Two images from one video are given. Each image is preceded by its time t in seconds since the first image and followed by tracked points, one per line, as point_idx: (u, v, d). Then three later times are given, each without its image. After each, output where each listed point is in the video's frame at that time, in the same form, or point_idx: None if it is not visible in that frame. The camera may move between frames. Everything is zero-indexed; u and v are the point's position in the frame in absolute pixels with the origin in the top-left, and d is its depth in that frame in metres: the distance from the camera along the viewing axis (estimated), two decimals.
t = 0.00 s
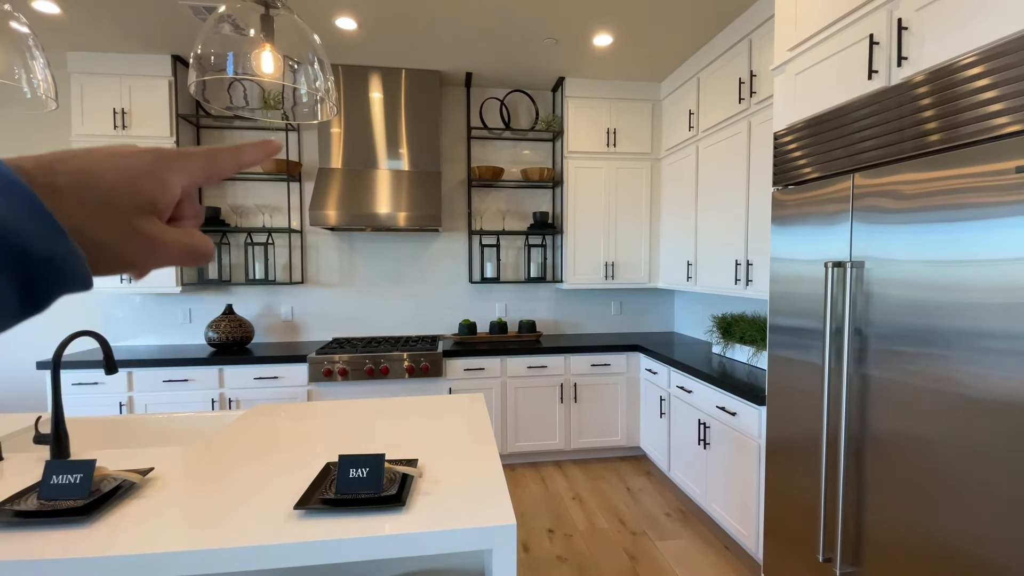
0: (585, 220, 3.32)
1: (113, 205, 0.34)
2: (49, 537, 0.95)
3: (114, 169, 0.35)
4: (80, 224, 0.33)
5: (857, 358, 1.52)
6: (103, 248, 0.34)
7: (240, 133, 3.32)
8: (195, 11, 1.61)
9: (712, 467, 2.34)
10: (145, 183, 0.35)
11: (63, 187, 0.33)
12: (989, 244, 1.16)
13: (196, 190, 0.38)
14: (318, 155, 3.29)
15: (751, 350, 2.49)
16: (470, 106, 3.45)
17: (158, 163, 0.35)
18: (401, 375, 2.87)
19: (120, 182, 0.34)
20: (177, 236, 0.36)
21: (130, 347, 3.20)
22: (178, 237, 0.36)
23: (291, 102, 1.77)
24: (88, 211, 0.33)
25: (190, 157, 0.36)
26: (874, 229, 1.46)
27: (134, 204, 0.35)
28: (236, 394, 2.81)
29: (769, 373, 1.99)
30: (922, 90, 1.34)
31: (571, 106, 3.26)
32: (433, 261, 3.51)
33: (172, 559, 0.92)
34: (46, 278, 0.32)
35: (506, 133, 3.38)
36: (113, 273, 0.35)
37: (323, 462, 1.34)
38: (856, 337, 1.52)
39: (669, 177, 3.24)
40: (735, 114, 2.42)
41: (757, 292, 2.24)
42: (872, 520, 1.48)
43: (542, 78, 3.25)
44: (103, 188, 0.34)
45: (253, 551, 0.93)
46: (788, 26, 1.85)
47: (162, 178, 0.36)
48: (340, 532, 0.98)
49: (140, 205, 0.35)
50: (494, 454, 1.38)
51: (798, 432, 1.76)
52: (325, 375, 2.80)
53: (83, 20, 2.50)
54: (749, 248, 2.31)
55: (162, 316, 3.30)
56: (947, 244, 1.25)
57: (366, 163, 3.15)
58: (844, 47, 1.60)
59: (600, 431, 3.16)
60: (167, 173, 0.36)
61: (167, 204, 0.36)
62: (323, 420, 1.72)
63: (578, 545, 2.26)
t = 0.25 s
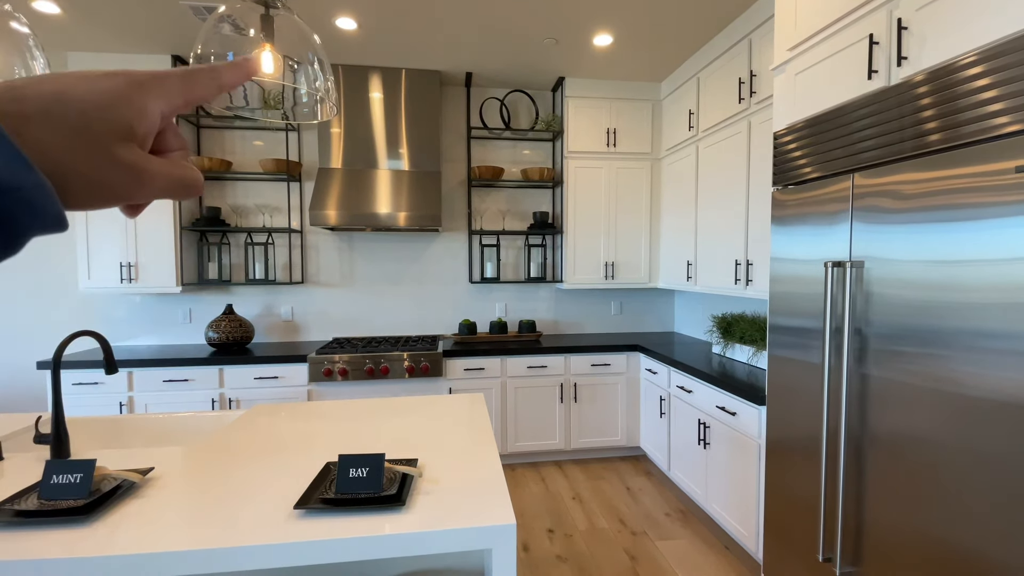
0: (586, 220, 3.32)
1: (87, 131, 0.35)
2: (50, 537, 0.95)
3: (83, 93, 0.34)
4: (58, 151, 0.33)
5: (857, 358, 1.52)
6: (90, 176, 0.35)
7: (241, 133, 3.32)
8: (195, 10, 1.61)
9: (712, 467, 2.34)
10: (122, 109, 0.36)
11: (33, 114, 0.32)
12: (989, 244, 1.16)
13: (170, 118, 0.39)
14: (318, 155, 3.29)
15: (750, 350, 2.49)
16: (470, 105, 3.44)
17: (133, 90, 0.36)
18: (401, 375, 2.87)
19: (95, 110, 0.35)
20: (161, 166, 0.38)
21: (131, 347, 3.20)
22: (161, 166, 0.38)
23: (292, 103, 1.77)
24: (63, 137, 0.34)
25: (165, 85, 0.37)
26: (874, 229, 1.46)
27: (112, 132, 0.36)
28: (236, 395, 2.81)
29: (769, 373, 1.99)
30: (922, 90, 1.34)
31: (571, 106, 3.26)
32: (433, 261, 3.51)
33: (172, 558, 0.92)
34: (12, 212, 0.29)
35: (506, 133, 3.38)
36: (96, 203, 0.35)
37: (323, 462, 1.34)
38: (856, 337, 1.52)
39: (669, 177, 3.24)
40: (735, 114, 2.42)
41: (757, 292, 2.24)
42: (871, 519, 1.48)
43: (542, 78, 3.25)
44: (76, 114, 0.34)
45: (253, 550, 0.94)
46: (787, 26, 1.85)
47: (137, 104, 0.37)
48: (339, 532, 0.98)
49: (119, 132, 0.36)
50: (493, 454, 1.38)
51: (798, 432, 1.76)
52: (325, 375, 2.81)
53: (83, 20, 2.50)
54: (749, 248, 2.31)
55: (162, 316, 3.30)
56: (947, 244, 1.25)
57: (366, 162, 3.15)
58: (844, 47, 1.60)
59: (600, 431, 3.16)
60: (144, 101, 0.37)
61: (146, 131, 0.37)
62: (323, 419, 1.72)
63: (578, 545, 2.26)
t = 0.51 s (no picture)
0: (585, 220, 3.32)
1: (89, 158, 0.33)
2: (50, 537, 0.95)
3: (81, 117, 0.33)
4: (56, 179, 0.32)
5: (855, 358, 1.53)
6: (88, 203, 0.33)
7: (240, 133, 3.32)
8: (194, 11, 1.61)
9: (711, 466, 2.34)
10: (119, 134, 0.34)
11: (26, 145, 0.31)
12: (988, 244, 1.17)
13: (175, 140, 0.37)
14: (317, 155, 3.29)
15: (749, 350, 2.49)
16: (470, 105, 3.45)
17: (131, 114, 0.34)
18: (400, 375, 2.87)
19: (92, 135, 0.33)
20: (162, 191, 0.36)
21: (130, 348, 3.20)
22: (163, 191, 0.36)
23: (290, 102, 1.77)
24: (68, 168, 0.32)
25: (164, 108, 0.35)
26: (873, 229, 1.46)
27: (111, 158, 0.34)
28: (235, 395, 2.81)
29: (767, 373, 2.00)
30: (921, 90, 1.34)
31: (570, 106, 3.26)
32: (432, 261, 3.51)
33: (172, 558, 0.92)
34: (10, 244, 0.30)
35: (505, 133, 3.38)
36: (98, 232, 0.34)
37: (322, 462, 1.34)
38: (854, 337, 1.53)
39: (668, 177, 3.24)
40: (734, 114, 2.43)
41: (756, 292, 2.25)
42: (870, 519, 1.48)
43: (541, 79, 3.25)
44: (75, 140, 0.32)
45: (253, 550, 0.94)
46: (785, 27, 1.86)
47: (137, 128, 0.34)
48: (339, 532, 0.99)
49: (117, 158, 0.34)
50: (493, 454, 1.38)
51: (796, 432, 1.76)
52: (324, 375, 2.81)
53: (82, 20, 2.50)
54: (747, 248, 2.32)
55: (161, 316, 3.30)
56: (946, 244, 1.26)
57: (365, 162, 3.15)
58: (842, 47, 1.60)
59: (599, 431, 3.16)
60: (141, 125, 0.34)
61: (146, 155, 0.35)
62: (322, 420, 1.72)
63: (577, 545, 2.27)
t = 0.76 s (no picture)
0: (582, 220, 3.33)
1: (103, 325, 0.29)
2: (49, 538, 0.95)
3: (101, 280, 0.30)
4: (69, 347, 0.28)
5: (851, 358, 1.53)
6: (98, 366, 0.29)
7: (237, 133, 3.31)
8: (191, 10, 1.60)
9: (708, 466, 2.35)
10: (138, 293, 0.30)
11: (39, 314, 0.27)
12: (984, 245, 1.17)
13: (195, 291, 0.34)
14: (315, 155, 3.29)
15: (746, 350, 2.50)
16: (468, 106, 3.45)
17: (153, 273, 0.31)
18: (398, 375, 2.87)
19: (111, 296, 0.30)
20: (176, 343, 0.32)
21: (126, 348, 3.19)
22: (179, 345, 0.32)
23: (288, 103, 1.78)
24: (84, 334, 0.29)
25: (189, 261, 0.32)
26: (869, 229, 1.47)
27: (128, 318, 0.30)
28: (233, 395, 2.80)
29: (764, 372, 2.00)
30: (917, 91, 1.35)
31: (568, 106, 3.26)
32: (430, 261, 3.51)
33: (172, 559, 0.92)
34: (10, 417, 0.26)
35: (503, 133, 3.39)
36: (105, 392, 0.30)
37: (321, 462, 1.35)
38: (850, 336, 1.54)
39: (666, 178, 3.25)
40: (731, 115, 2.44)
41: (753, 292, 2.26)
42: (867, 518, 1.49)
43: (539, 79, 3.26)
44: (97, 306, 0.29)
45: (253, 550, 0.94)
46: (782, 28, 1.86)
47: (156, 286, 0.31)
48: (338, 532, 0.99)
49: (135, 317, 0.30)
50: (491, 454, 1.38)
51: (793, 431, 1.77)
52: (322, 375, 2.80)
53: (79, 19, 2.49)
54: (744, 248, 2.33)
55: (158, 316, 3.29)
56: (942, 244, 1.27)
57: (364, 162, 3.15)
58: (838, 49, 1.61)
59: (597, 431, 3.16)
60: (164, 283, 0.31)
61: (165, 313, 0.31)
62: (320, 420, 1.72)
63: (575, 545, 2.27)
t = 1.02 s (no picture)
0: (578, 220, 3.33)
1: None
2: (41, 539, 0.94)
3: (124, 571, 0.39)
4: None
5: (845, 357, 1.54)
6: None
7: (231, 132, 3.30)
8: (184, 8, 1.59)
9: (703, 465, 2.35)
10: None
11: None
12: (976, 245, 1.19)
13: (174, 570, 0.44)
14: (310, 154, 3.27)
15: (741, 349, 2.51)
16: (464, 105, 3.44)
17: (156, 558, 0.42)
18: (394, 375, 2.86)
19: None
20: None
21: (120, 348, 3.17)
22: None
23: (282, 102, 1.78)
24: None
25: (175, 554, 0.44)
26: (862, 229, 1.48)
27: None
28: (227, 396, 2.79)
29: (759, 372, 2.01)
30: (909, 92, 1.36)
31: (564, 106, 3.27)
32: (426, 261, 3.50)
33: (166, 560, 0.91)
34: None
35: (499, 133, 3.38)
36: None
37: (315, 462, 1.34)
38: (844, 336, 1.55)
39: (661, 177, 3.26)
40: (726, 115, 2.45)
41: (748, 291, 2.27)
42: (861, 516, 1.50)
43: (534, 79, 3.26)
44: None
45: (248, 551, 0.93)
46: (777, 29, 1.87)
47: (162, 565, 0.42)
48: (334, 532, 0.99)
49: None
50: (486, 454, 1.38)
51: (787, 430, 1.78)
52: (317, 376, 2.79)
53: (71, 17, 2.47)
54: (739, 248, 2.34)
55: (152, 316, 3.27)
56: (935, 243, 1.28)
57: (359, 162, 3.14)
58: (832, 50, 1.62)
59: (592, 430, 3.17)
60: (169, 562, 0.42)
61: None
62: (315, 420, 1.72)
63: (571, 544, 2.27)
